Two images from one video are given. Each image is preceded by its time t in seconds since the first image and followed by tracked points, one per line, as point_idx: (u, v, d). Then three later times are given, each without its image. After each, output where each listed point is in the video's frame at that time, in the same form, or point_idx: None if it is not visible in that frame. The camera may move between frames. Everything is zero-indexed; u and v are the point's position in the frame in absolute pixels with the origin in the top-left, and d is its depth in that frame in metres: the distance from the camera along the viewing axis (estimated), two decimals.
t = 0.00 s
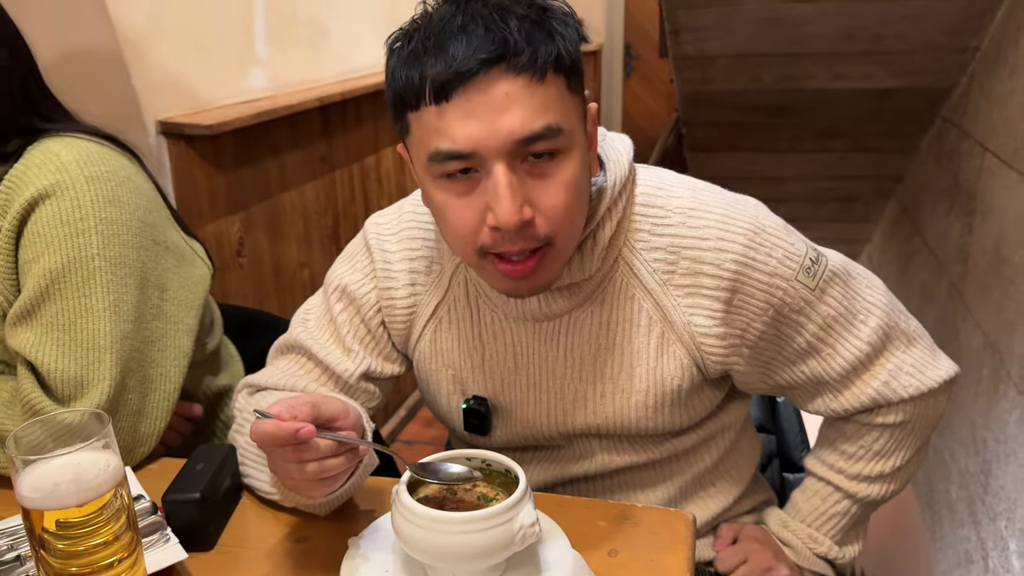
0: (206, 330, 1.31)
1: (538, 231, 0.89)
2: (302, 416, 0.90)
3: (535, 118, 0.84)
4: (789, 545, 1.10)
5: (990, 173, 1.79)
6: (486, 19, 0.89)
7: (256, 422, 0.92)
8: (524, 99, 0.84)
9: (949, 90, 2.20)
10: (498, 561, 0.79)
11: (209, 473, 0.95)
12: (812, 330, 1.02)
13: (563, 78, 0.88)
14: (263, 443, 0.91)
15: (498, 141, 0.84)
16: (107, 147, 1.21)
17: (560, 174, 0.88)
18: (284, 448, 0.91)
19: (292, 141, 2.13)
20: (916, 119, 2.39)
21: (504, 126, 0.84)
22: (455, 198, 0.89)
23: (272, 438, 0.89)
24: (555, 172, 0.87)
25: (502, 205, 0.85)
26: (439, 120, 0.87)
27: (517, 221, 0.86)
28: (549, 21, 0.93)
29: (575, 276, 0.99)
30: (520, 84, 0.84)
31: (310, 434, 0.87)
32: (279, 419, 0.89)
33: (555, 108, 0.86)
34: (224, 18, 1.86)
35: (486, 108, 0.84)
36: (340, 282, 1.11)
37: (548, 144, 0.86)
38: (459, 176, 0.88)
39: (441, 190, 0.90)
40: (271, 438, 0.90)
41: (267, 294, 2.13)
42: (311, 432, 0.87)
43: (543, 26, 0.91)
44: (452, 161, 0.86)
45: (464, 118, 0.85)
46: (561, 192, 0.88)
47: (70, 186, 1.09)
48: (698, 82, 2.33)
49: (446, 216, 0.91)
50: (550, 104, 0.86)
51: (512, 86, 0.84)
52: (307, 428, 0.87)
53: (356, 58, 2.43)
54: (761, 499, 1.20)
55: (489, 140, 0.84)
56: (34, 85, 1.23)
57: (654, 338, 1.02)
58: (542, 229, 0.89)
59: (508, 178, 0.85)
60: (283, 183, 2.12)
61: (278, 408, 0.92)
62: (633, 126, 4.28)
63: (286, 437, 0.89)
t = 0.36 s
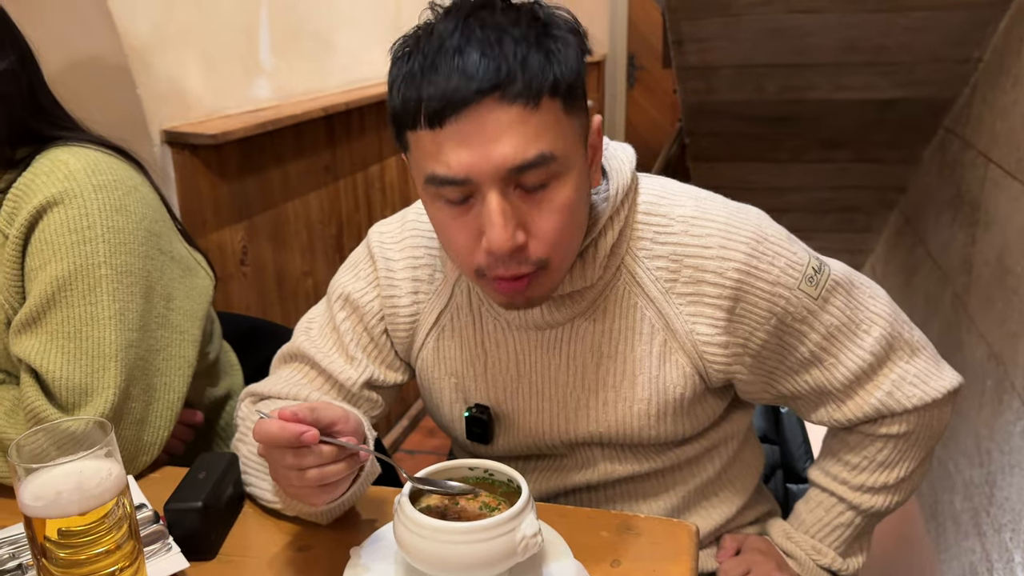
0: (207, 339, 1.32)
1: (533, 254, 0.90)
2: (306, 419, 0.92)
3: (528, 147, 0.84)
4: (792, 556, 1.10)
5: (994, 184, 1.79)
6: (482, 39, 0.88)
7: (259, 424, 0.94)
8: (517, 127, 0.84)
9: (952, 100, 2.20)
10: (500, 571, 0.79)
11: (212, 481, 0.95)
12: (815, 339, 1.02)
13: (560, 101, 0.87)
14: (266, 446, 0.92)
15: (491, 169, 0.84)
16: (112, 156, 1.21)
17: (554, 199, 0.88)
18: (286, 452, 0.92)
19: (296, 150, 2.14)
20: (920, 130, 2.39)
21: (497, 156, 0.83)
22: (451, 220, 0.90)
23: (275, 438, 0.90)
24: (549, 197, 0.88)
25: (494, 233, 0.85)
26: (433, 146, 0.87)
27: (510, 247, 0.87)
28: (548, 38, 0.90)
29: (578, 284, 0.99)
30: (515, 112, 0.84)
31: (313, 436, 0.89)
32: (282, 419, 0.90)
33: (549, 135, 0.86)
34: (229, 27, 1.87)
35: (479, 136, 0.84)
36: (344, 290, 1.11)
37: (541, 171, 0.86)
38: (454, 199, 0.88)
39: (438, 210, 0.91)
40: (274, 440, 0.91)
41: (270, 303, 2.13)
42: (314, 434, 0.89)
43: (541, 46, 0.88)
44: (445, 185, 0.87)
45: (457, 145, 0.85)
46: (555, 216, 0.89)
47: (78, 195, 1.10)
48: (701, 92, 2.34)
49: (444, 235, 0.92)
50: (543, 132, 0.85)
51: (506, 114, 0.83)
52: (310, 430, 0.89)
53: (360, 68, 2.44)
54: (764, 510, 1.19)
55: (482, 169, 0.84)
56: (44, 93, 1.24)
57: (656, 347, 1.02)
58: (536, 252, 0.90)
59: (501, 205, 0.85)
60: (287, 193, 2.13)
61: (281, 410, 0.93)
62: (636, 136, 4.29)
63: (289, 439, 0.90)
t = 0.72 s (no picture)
0: (211, 343, 1.33)
1: (521, 284, 0.91)
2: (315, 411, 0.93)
3: (525, 195, 0.84)
4: (795, 561, 1.10)
5: (997, 190, 1.79)
6: (491, 76, 0.87)
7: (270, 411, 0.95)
8: (516, 175, 0.84)
9: (955, 107, 2.20)
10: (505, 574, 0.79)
11: (216, 484, 0.95)
12: (817, 344, 1.02)
13: (563, 148, 0.86)
14: (275, 435, 0.94)
15: (488, 212, 0.84)
16: (119, 158, 1.22)
17: (549, 239, 0.88)
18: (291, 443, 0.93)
19: (300, 155, 2.15)
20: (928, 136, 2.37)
21: (494, 202, 0.84)
22: (446, 244, 0.90)
23: (282, 425, 0.92)
24: (543, 237, 0.88)
25: (484, 271, 0.86)
26: (434, 178, 0.86)
27: (499, 283, 0.88)
28: (558, 78, 0.89)
29: (580, 289, 0.99)
30: (516, 161, 0.83)
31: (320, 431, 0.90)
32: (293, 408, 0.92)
33: (548, 183, 0.86)
34: (234, 33, 1.88)
35: (479, 180, 0.84)
36: (348, 293, 1.11)
37: (536, 216, 0.86)
38: (450, 226, 0.88)
39: (435, 232, 0.92)
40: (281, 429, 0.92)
41: (273, 308, 2.14)
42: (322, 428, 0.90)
43: (549, 88, 0.87)
44: (442, 216, 0.88)
45: (457, 184, 0.85)
46: (547, 254, 0.89)
47: (87, 197, 1.11)
48: (704, 99, 2.35)
49: (439, 255, 0.93)
50: (542, 180, 0.85)
51: (507, 162, 0.83)
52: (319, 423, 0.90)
53: (364, 74, 2.46)
54: (767, 514, 1.19)
55: (478, 210, 0.84)
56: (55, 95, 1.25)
57: (658, 351, 1.02)
58: (525, 282, 0.91)
59: (495, 244, 0.86)
60: (290, 197, 2.13)
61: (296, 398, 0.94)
62: (639, 142, 4.30)
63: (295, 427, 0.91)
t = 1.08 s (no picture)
0: (215, 343, 1.34)
1: (531, 296, 0.92)
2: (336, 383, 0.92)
3: (535, 214, 0.85)
4: (796, 562, 1.10)
5: (999, 193, 1.79)
6: (498, 93, 0.86)
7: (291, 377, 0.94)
8: (526, 195, 0.84)
9: (956, 110, 2.21)
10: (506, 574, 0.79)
11: (218, 484, 0.95)
12: (819, 348, 1.03)
13: (572, 163, 0.86)
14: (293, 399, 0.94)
15: (498, 231, 0.85)
16: (123, 159, 1.22)
17: (558, 253, 0.89)
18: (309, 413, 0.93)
19: (302, 157, 2.15)
20: (928, 139, 2.38)
21: (504, 222, 0.84)
22: (454, 257, 0.91)
23: (304, 394, 0.91)
24: (553, 251, 0.89)
25: (495, 286, 0.88)
26: (443, 197, 0.86)
27: (511, 297, 0.89)
28: (565, 92, 0.89)
29: (582, 293, 1.00)
30: (525, 180, 0.83)
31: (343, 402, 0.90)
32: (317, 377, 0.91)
33: (557, 201, 0.86)
34: (236, 35, 1.89)
35: (488, 200, 0.84)
36: (349, 296, 1.11)
37: (546, 232, 0.87)
38: (458, 241, 0.89)
39: (443, 245, 0.92)
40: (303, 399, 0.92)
41: (274, 309, 2.14)
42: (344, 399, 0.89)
43: (557, 104, 0.87)
44: (452, 232, 0.88)
45: (467, 204, 0.85)
46: (557, 269, 0.90)
47: (90, 198, 1.11)
48: (706, 101, 2.35)
49: (447, 267, 0.93)
50: (552, 198, 0.85)
51: (517, 181, 0.83)
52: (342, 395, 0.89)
53: (366, 76, 2.46)
54: (768, 516, 1.20)
55: (488, 229, 0.85)
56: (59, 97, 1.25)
57: (660, 355, 1.02)
58: (534, 294, 0.92)
59: (505, 261, 0.87)
60: (292, 199, 2.14)
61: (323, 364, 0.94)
62: (640, 145, 4.31)
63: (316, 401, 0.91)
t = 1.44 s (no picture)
0: (215, 343, 1.34)
1: (528, 301, 0.92)
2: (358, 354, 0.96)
3: (530, 223, 0.85)
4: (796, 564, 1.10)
5: (998, 195, 1.79)
6: (494, 102, 0.86)
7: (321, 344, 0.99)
8: (520, 205, 0.84)
9: (957, 112, 2.21)
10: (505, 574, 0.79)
11: (218, 483, 0.95)
12: (819, 351, 1.03)
13: (568, 173, 0.87)
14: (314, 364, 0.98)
15: (493, 240, 0.85)
16: (122, 159, 1.22)
17: (555, 260, 0.89)
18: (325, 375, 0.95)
19: (302, 158, 2.16)
20: (928, 141, 2.38)
21: (500, 232, 0.84)
22: (451, 263, 0.91)
23: (329, 355, 0.95)
24: (549, 258, 0.89)
25: (490, 293, 0.88)
26: (438, 206, 0.86)
27: (507, 304, 0.89)
28: (561, 101, 0.89)
29: (582, 298, 1.00)
30: (520, 190, 0.83)
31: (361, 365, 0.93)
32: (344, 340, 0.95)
33: (553, 210, 0.86)
34: (237, 36, 1.89)
35: (482, 210, 0.84)
36: (348, 300, 1.12)
37: (541, 241, 0.87)
38: (454, 249, 0.89)
39: (440, 251, 0.92)
40: (325, 362, 0.96)
41: (274, 310, 2.14)
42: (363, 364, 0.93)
43: (552, 114, 0.87)
44: (448, 241, 0.88)
45: (461, 213, 0.85)
46: (553, 276, 0.90)
47: (90, 198, 1.11)
48: (706, 103, 2.35)
49: (444, 273, 0.93)
50: (547, 208, 0.85)
51: (513, 192, 0.83)
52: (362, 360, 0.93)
53: (366, 77, 2.47)
54: (768, 518, 1.19)
55: (483, 238, 0.85)
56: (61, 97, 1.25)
57: (659, 359, 1.02)
58: (531, 300, 0.92)
59: (501, 269, 0.87)
60: (292, 200, 2.14)
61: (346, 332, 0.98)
62: (641, 147, 4.32)
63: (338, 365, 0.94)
